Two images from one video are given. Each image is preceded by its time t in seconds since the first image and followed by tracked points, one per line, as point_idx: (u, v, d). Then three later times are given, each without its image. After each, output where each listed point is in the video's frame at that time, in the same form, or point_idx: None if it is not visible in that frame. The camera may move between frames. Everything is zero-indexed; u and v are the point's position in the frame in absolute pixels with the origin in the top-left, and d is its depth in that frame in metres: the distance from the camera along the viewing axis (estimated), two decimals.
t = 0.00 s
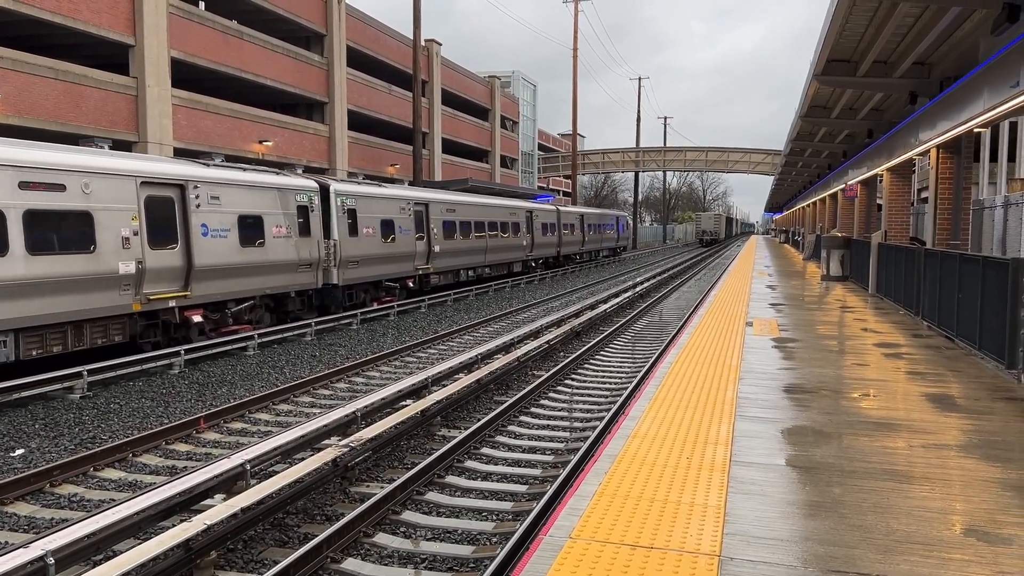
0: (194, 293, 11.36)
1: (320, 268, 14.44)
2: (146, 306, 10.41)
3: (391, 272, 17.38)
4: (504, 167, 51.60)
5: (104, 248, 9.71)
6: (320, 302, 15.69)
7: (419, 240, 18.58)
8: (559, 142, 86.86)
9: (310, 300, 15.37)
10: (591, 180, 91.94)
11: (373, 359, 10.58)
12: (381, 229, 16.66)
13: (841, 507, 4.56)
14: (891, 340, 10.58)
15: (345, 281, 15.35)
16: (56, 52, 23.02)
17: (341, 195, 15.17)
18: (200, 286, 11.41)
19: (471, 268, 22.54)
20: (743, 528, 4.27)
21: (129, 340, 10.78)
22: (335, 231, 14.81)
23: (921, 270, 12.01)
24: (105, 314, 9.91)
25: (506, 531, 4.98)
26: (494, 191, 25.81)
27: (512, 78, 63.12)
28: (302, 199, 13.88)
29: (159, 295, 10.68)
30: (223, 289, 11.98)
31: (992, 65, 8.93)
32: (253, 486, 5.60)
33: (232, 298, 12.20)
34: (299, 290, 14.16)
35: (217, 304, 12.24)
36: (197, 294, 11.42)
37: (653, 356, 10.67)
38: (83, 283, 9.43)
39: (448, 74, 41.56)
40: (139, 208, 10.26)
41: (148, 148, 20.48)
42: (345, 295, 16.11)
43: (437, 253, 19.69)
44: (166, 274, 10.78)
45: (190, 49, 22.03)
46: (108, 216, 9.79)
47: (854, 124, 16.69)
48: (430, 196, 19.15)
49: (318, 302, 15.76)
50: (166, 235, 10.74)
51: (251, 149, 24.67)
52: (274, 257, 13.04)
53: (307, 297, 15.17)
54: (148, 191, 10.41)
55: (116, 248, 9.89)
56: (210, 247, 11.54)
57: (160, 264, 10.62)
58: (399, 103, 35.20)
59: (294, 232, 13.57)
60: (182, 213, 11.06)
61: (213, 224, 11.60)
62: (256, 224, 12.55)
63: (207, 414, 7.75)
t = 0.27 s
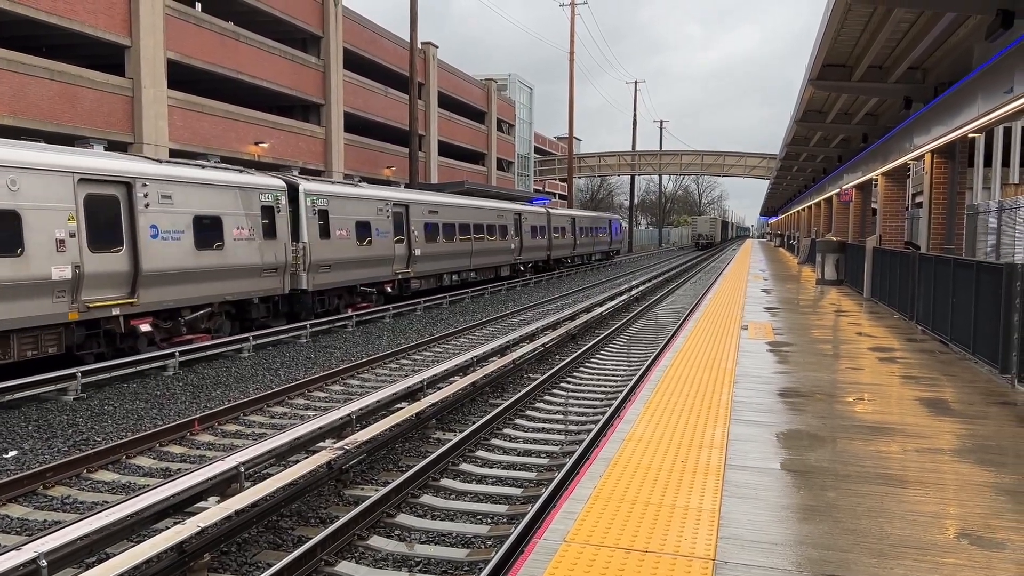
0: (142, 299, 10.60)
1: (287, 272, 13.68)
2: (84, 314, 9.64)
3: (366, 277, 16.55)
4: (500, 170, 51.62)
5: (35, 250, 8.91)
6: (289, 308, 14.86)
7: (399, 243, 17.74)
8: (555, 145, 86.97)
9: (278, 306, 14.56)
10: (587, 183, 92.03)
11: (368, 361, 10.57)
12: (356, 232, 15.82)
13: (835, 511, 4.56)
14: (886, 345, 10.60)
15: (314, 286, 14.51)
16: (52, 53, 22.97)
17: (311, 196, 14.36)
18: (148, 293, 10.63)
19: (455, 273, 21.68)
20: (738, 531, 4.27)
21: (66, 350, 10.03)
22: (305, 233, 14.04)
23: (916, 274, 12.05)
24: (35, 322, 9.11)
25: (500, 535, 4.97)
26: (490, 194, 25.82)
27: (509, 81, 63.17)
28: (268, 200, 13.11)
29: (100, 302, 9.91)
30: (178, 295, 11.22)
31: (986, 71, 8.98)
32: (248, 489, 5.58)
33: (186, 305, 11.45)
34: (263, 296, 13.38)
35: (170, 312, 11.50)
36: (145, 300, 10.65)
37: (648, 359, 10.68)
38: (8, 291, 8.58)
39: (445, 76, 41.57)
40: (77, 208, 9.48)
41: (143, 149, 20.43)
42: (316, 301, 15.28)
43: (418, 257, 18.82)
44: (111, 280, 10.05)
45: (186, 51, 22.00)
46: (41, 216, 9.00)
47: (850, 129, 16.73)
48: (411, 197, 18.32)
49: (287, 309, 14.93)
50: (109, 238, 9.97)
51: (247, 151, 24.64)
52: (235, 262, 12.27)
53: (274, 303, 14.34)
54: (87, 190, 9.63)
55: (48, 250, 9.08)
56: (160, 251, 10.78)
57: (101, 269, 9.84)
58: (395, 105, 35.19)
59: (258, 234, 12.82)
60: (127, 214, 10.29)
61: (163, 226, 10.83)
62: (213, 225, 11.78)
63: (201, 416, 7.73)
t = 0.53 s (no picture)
0: (81, 307, 9.59)
1: (250, 277, 12.64)
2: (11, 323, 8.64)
3: (339, 282, 15.48)
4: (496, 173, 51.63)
5: None
6: (252, 315, 13.67)
7: (377, 246, 16.70)
8: (551, 148, 87.09)
9: (239, 313, 13.38)
10: (582, 186, 92.16)
11: (363, 364, 10.56)
12: (329, 234, 14.83)
13: (829, 515, 4.56)
14: (880, 349, 10.61)
15: (281, 292, 13.48)
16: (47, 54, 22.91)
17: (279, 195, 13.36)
18: (88, 300, 9.63)
19: (440, 278, 20.65)
20: (732, 535, 4.26)
21: None
22: (271, 235, 12.99)
23: (910, 278, 12.08)
24: None
25: (495, 538, 4.95)
26: (486, 197, 25.82)
27: (505, 84, 63.22)
28: (229, 199, 12.13)
29: (31, 310, 8.92)
30: (122, 301, 10.20)
31: (980, 76, 9.02)
32: (242, 492, 5.55)
33: (133, 312, 10.45)
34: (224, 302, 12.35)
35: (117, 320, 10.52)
36: (85, 308, 9.65)
37: (643, 362, 10.69)
38: None
39: (441, 79, 41.58)
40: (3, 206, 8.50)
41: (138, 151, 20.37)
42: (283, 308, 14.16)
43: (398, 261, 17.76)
44: (43, 286, 9.03)
45: (181, 52, 21.97)
46: None
47: (845, 133, 16.77)
48: (391, 198, 17.30)
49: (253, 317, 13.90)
50: (43, 239, 9.00)
51: (241, 153, 24.58)
52: (190, 266, 11.32)
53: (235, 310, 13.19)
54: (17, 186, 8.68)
55: None
56: (104, 254, 9.79)
57: (32, 274, 8.85)
58: (391, 108, 35.17)
59: (218, 236, 11.86)
60: (65, 212, 9.32)
61: (106, 226, 9.83)
62: (167, 226, 10.83)
63: (195, 418, 7.69)
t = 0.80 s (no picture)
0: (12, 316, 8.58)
1: (210, 282, 11.72)
2: None
3: (312, 287, 14.52)
4: (492, 175, 51.67)
5: None
6: (214, 322, 12.60)
7: (354, 248, 15.82)
8: (547, 150, 87.22)
9: (196, 320, 12.29)
10: (578, 188, 92.27)
11: (359, 366, 10.55)
12: (298, 236, 13.87)
13: (825, 518, 4.57)
14: (875, 351, 10.65)
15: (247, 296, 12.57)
16: (43, 55, 22.85)
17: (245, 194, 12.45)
18: (21, 307, 8.62)
19: (423, 281, 19.82)
20: (727, 538, 4.27)
21: None
22: (235, 237, 12.13)
23: (905, 282, 12.12)
24: None
25: (491, 541, 4.95)
26: (482, 199, 25.85)
27: (501, 86, 63.26)
28: (186, 198, 11.17)
29: None
30: (62, 309, 9.21)
31: (975, 80, 9.05)
32: (237, 494, 5.53)
33: (75, 321, 9.44)
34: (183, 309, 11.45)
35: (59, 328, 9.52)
36: (17, 317, 8.63)
37: (639, 364, 10.71)
38: None
39: (437, 81, 41.61)
40: None
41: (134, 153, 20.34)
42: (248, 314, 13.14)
43: (377, 264, 16.85)
44: None
45: (178, 54, 21.94)
46: None
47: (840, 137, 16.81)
48: (368, 197, 16.42)
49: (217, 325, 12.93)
50: None
51: (237, 154, 24.56)
52: (141, 270, 10.35)
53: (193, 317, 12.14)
54: None
55: None
56: (39, 258, 8.79)
57: None
58: (387, 110, 35.18)
59: (174, 238, 10.92)
60: None
61: (41, 228, 8.83)
62: (114, 227, 9.87)
63: (191, 420, 7.68)
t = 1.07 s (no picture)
0: None
1: (166, 285, 10.99)
2: None
3: (280, 291, 13.76)
4: (488, 176, 51.69)
5: None
6: (172, 329, 11.88)
7: (328, 249, 15.10)
8: (543, 152, 87.31)
9: (151, 327, 11.54)
10: (574, 190, 92.35)
11: (354, 368, 10.53)
12: (266, 237, 13.12)
13: (819, 518, 4.57)
14: (870, 353, 10.66)
15: (206, 301, 11.79)
16: (38, 56, 22.80)
17: (205, 193, 11.70)
18: None
19: (406, 284, 19.13)
20: (722, 538, 4.27)
21: None
22: (194, 238, 11.40)
23: (900, 283, 12.14)
24: None
25: (486, 542, 4.94)
26: (478, 200, 25.85)
27: (497, 87, 63.27)
28: (138, 196, 10.43)
29: None
30: None
31: (969, 82, 9.07)
32: (231, 495, 5.51)
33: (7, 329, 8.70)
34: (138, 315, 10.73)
35: None
36: None
37: (635, 366, 10.71)
38: None
39: (433, 83, 41.62)
40: None
41: (128, 153, 20.29)
42: (210, 321, 12.38)
43: (355, 267, 16.13)
44: None
45: (173, 55, 21.91)
46: None
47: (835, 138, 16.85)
48: (345, 196, 15.69)
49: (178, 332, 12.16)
50: None
51: (233, 156, 24.53)
52: (86, 273, 9.62)
53: (148, 323, 11.39)
54: None
55: None
56: None
57: None
58: (383, 111, 35.16)
59: (124, 239, 10.18)
60: None
61: None
62: (53, 227, 9.14)
63: (186, 421, 7.66)
